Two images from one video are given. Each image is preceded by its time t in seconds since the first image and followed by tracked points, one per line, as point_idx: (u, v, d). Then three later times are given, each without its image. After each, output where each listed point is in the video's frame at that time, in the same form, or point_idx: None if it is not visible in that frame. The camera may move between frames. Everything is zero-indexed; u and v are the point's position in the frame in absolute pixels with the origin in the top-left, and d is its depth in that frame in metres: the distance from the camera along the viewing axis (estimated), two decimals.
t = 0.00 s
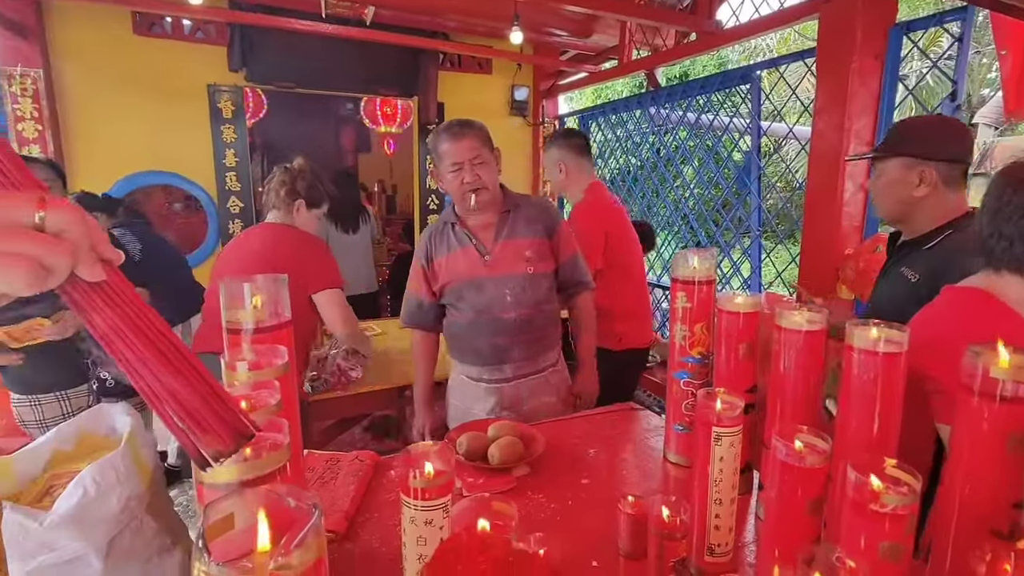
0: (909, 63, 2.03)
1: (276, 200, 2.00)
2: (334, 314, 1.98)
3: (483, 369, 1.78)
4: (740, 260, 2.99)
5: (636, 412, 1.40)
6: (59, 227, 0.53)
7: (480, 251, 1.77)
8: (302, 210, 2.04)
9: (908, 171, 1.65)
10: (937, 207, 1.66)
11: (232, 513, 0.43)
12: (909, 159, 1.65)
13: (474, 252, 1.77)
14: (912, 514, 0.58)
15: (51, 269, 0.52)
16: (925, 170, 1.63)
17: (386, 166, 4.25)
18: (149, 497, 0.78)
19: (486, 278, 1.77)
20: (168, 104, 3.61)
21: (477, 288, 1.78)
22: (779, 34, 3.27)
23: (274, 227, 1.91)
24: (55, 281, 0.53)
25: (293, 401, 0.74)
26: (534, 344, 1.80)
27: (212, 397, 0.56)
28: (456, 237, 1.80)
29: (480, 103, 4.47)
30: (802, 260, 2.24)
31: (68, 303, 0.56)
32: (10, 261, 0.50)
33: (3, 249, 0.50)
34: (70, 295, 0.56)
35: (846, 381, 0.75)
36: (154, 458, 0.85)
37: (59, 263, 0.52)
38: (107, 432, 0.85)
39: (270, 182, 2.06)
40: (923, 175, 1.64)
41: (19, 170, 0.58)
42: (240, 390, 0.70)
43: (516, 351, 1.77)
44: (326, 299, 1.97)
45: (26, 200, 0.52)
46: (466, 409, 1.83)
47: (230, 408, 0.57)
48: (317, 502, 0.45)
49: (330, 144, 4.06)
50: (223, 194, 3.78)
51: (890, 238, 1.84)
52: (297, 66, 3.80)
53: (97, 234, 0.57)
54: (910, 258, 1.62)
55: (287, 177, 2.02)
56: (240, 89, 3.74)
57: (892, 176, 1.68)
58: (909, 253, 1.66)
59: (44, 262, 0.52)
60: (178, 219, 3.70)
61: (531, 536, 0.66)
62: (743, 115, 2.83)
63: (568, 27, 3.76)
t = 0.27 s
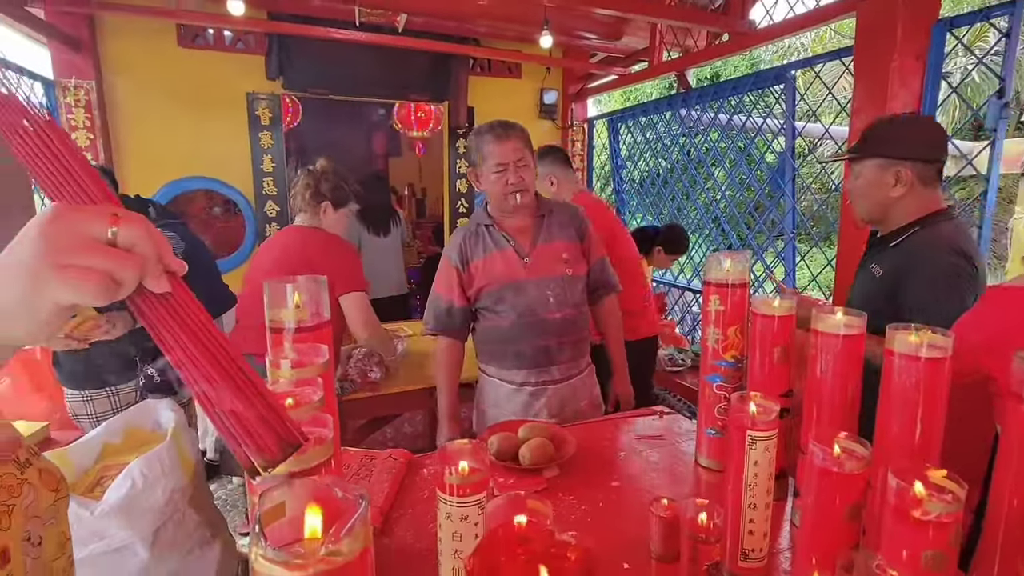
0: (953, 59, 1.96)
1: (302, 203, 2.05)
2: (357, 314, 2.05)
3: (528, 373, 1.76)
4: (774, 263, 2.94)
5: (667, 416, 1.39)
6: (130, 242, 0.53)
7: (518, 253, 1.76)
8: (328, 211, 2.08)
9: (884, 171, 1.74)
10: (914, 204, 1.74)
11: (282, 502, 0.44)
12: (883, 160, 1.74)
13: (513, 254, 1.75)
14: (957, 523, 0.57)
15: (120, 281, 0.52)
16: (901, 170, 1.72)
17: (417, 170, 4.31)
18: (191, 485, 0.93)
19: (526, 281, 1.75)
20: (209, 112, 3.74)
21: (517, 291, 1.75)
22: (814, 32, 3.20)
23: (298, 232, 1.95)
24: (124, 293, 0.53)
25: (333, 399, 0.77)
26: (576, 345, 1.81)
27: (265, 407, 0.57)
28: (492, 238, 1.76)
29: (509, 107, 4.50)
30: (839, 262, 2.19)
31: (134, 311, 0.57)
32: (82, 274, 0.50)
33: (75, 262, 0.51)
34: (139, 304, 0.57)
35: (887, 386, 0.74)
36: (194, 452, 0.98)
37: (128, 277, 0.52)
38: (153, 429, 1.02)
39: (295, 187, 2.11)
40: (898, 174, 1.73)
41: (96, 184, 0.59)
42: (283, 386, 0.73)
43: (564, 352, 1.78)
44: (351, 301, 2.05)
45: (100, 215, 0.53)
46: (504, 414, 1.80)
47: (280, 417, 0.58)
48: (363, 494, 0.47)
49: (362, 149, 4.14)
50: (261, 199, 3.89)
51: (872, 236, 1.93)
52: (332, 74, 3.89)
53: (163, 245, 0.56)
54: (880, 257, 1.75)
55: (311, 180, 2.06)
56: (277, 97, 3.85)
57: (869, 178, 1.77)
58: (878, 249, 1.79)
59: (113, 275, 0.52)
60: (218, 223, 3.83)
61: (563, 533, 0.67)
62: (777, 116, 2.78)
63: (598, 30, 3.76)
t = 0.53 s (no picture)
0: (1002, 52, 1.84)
1: (333, 204, 2.10)
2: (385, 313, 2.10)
3: (579, 377, 1.77)
4: (810, 264, 2.87)
5: (698, 418, 1.37)
6: (187, 247, 0.55)
7: (575, 254, 1.77)
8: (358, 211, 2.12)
9: (872, 171, 1.68)
10: (902, 205, 1.68)
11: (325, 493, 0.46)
12: (872, 159, 1.68)
13: (571, 254, 1.77)
14: (1006, 533, 0.55)
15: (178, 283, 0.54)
16: (889, 169, 1.65)
17: (446, 171, 4.35)
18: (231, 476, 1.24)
19: (580, 282, 1.77)
20: (247, 116, 3.86)
21: (570, 292, 1.77)
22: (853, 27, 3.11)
23: (323, 233, 1.99)
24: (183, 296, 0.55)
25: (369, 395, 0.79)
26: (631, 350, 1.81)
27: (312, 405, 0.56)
28: (551, 236, 1.78)
29: (538, 108, 4.51)
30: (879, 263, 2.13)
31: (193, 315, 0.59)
32: (144, 278, 0.52)
33: (137, 267, 0.52)
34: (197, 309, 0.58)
35: (930, 389, 0.71)
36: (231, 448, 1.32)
37: (187, 280, 0.54)
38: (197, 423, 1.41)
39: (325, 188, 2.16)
40: (888, 173, 1.66)
41: (158, 193, 0.62)
42: (322, 382, 0.75)
43: (615, 356, 1.78)
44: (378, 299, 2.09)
45: (159, 220, 0.55)
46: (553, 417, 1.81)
47: (333, 419, 0.57)
48: (402, 486, 0.48)
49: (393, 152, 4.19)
50: (296, 200, 3.99)
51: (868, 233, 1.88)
52: (364, 78, 3.96)
53: (218, 250, 0.58)
54: (873, 254, 1.68)
55: (342, 182, 2.11)
56: (311, 101, 3.94)
57: (857, 178, 1.72)
58: (872, 247, 1.70)
59: (174, 278, 0.53)
60: (254, 224, 3.95)
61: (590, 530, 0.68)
62: (814, 114, 2.72)
63: (629, 29, 3.74)
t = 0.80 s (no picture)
0: None
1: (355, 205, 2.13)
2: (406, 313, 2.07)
3: (633, 380, 1.76)
4: (840, 267, 2.80)
5: (724, 423, 1.36)
6: (248, 264, 0.54)
7: (639, 255, 1.75)
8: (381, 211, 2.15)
9: (877, 171, 1.69)
10: (909, 205, 1.68)
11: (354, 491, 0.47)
12: (877, 160, 1.69)
13: (633, 255, 1.75)
14: None
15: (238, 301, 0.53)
16: (893, 169, 1.66)
17: (470, 174, 4.39)
18: (257, 476, 1.45)
19: (639, 284, 1.74)
20: (276, 122, 3.95)
21: (628, 293, 1.76)
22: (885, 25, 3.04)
23: (342, 233, 2.04)
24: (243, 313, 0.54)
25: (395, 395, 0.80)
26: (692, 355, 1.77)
27: (360, 421, 0.53)
28: (617, 236, 1.78)
29: (562, 111, 4.51)
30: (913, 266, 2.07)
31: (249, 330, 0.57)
32: (206, 296, 0.52)
33: (201, 284, 0.52)
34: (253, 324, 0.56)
35: (965, 395, 0.70)
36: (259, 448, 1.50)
37: (247, 298, 0.53)
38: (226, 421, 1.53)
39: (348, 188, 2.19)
40: (893, 173, 1.67)
41: (221, 204, 0.60)
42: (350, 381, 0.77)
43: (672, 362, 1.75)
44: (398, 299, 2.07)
45: (222, 236, 0.54)
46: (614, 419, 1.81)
47: (381, 443, 0.53)
48: (429, 484, 0.49)
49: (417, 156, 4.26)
50: (323, 203, 4.07)
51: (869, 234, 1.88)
52: (390, 82, 4.02)
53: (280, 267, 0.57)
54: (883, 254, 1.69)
55: (364, 182, 2.14)
56: (338, 106, 4.01)
57: (862, 178, 1.72)
58: (882, 248, 1.71)
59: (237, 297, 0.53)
60: (283, 227, 4.03)
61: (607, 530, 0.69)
62: (844, 113, 2.66)
63: (653, 30, 3.72)
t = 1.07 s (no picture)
0: None
1: (362, 205, 2.13)
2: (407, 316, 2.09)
3: (664, 386, 1.75)
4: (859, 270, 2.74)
5: (739, 427, 1.33)
6: (273, 268, 0.54)
7: (670, 257, 1.73)
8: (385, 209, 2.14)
9: (864, 173, 1.88)
10: (893, 205, 1.87)
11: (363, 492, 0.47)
12: (863, 163, 1.88)
13: (664, 257, 1.73)
14: None
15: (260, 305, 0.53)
16: (879, 171, 1.85)
17: (483, 176, 4.40)
18: (269, 475, 1.46)
19: (670, 287, 1.72)
20: (292, 124, 3.98)
21: (659, 297, 1.74)
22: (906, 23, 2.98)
23: (349, 234, 2.06)
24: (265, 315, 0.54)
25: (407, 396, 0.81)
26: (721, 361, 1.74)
27: (376, 424, 0.52)
28: (646, 237, 1.76)
29: (577, 112, 4.50)
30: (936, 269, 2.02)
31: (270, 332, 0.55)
32: (230, 298, 0.52)
33: (225, 286, 0.52)
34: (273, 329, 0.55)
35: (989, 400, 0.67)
36: (274, 444, 1.49)
37: (270, 302, 0.53)
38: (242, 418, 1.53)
39: (353, 184, 2.18)
40: (879, 175, 1.86)
41: (247, 207, 0.60)
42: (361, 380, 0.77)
43: (698, 368, 1.73)
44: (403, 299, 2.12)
45: (247, 239, 0.54)
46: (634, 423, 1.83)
47: (394, 446, 0.52)
48: (439, 484, 0.48)
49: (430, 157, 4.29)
50: (338, 204, 4.10)
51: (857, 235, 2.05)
52: (405, 84, 4.04)
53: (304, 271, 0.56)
54: (881, 249, 1.83)
55: (371, 179, 2.13)
56: (353, 108, 4.04)
57: (852, 180, 1.90)
58: (879, 245, 1.86)
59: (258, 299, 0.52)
60: (298, 227, 4.07)
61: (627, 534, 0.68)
62: (864, 113, 2.61)
63: (668, 30, 3.69)
